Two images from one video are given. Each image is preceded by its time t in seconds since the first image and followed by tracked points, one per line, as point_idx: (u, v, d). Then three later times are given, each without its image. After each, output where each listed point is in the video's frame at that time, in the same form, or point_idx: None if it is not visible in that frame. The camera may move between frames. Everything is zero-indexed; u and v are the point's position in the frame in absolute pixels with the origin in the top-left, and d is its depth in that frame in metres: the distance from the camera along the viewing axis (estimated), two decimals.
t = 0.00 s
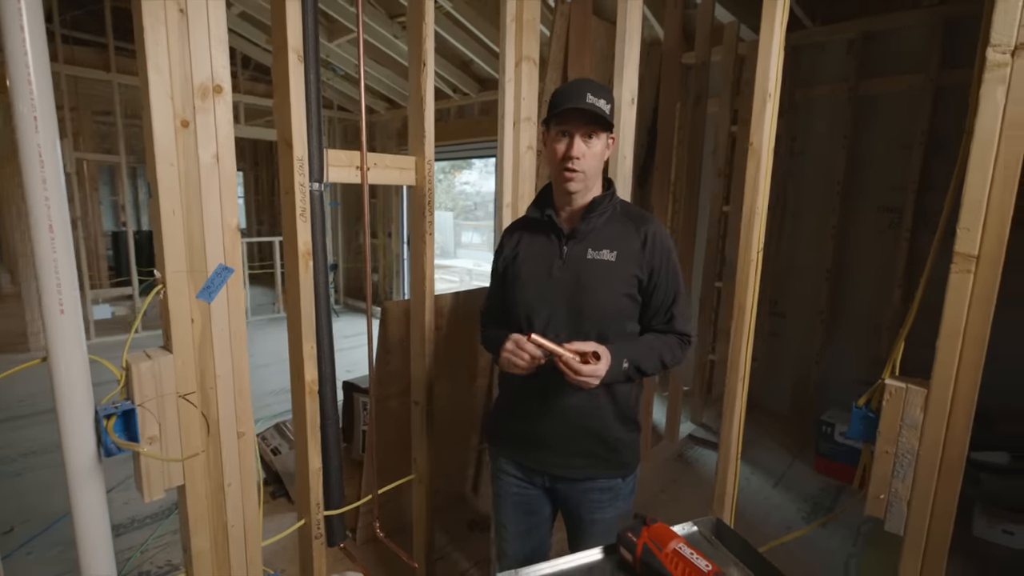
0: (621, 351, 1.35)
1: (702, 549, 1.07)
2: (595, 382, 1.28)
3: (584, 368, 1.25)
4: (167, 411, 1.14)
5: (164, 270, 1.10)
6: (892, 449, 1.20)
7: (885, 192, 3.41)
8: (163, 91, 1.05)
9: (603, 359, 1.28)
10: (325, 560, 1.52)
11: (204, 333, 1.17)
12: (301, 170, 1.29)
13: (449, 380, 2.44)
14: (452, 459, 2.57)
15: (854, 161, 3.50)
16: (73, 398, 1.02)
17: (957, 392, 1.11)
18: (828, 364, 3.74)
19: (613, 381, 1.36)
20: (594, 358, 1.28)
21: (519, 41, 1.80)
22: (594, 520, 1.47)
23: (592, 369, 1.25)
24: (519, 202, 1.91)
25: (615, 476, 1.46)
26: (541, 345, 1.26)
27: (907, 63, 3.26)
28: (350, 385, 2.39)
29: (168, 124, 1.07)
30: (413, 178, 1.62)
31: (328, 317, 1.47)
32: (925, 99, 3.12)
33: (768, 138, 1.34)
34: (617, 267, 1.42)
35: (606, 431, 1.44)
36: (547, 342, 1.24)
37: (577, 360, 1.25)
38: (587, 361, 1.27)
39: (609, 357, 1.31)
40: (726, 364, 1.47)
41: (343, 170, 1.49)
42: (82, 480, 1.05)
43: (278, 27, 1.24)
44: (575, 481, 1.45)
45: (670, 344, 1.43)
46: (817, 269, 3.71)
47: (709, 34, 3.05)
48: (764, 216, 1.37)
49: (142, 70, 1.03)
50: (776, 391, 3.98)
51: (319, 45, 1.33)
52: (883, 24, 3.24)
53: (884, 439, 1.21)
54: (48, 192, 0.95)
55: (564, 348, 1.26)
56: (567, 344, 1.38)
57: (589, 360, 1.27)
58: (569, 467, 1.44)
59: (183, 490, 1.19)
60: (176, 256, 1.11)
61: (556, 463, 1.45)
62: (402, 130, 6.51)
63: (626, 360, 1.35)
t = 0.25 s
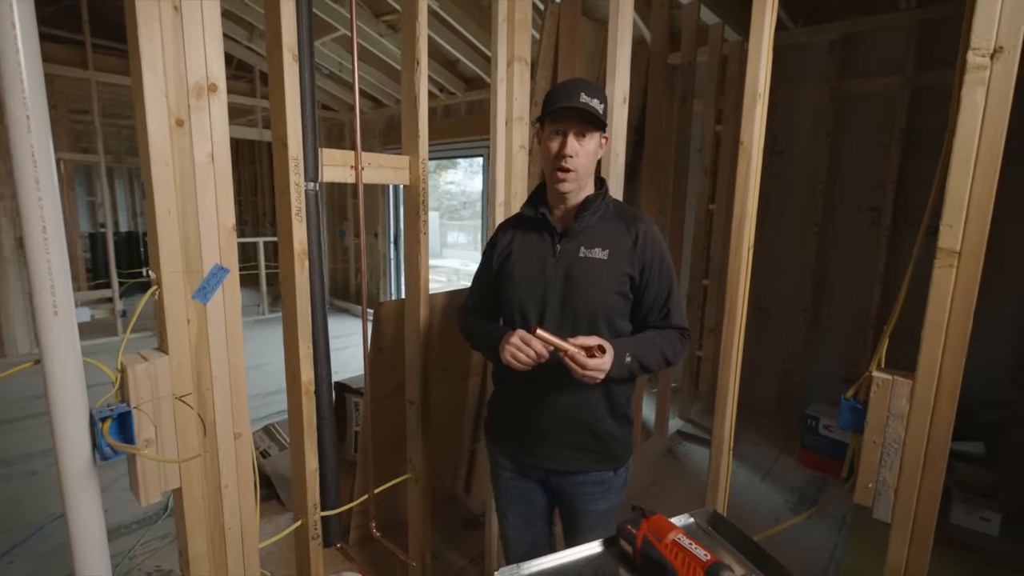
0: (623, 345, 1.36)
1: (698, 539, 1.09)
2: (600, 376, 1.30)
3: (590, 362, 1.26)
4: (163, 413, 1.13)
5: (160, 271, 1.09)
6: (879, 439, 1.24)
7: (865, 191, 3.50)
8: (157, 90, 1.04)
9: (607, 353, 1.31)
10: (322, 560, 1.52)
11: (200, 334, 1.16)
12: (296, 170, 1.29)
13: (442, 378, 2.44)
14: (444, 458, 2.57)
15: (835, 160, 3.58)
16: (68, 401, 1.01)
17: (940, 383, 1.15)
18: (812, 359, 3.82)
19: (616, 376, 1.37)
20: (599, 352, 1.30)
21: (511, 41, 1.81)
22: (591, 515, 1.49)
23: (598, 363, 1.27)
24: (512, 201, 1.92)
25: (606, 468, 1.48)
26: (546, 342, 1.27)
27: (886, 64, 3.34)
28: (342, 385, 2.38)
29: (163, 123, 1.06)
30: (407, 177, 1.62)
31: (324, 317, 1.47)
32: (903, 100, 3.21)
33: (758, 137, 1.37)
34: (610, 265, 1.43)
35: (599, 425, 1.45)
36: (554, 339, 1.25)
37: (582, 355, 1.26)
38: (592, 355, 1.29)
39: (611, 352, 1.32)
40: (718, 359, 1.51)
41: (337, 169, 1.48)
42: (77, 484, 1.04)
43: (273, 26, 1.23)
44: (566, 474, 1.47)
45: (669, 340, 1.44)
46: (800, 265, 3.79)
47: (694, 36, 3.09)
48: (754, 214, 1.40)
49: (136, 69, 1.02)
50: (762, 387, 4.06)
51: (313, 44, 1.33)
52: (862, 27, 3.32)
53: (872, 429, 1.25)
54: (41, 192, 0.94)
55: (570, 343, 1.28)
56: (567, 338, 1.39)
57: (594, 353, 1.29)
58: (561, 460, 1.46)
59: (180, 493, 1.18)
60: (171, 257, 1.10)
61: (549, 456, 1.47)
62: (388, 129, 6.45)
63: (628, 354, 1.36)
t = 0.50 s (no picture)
0: (610, 346, 1.38)
1: (692, 530, 1.11)
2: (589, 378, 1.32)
3: (582, 365, 1.28)
4: (156, 413, 1.12)
5: (152, 270, 1.08)
6: (864, 429, 1.28)
7: (846, 190, 3.58)
8: (150, 87, 1.03)
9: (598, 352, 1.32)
10: (317, 559, 1.51)
11: (193, 333, 1.15)
12: (289, 168, 1.28)
13: (434, 377, 2.44)
14: (435, 456, 2.57)
15: (816, 160, 3.66)
16: (59, 402, 0.99)
17: (922, 374, 1.20)
18: (794, 355, 3.91)
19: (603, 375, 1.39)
20: (590, 354, 1.31)
21: (502, 40, 1.82)
22: (585, 508, 1.50)
23: (587, 366, 1.28)
24: (503, 199, 1.93)
25: (595, 461, 1.49)
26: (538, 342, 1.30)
27: (864, 67, 3.42)
28: (333, 385, 2.37)
29: (155, 120, 1.04)
30: (399, 176, 1.62)
31: (318, 316, 1.47)
32: (881, 102, 3.30)
33: (746, 137, 1.40)
34: (599, 265, 1.44)
35: (587, 420, 1.46)
36: (545, 340, 1.27)
37: (572, 358, 1.28)
38: (584, 358, 1.30)
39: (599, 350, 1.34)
40: (707, 355, 1.54)
41: (330, 167, 1.48)
42: (69, 486, 1.02)
43: (265, 23, 1.23)
44: (555, 468, 1.48)
45: (653, 338, 1.47)
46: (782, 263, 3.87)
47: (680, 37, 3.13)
48: (743, 212, 1.43)
49: (128, 65, 1.01)
50: (747, 382, 4.14)
51: (305, 42, 1.32)
52: (842, 30, 3.39)
53: (857, 421, 1.29)
54: (31, 189, 0.92)
55: (562, 346, 1.29)
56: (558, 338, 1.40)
57: (586, 356, 1.30)
58: (550, 455, 1.47)
59: (173, 494, 1.16)
60: (164, 255, 1.09)
61: (538, 451, 1.47)
62: (374, 127, 6.40)
63: (615, 354, 1.38)
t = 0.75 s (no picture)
0: (601, 343, 1.39)
1: (686, 521, 1.13)
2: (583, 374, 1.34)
3: (575, 362, 1.30)
4: (152, 413, 1.11)
5: (148, 269, 1.07)
6: (850, 422, 1.33)
7: (828, 190, 3.66)
8: (146, 85, 1.02)
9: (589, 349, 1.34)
10: (312, 559, 1.51)
11: (189, 332, 1.15)
12: (285, 167, 1.28)
13: (426, 377, 2.44)
14: (427, 455, 2.58)
15: (799, 161, 3.74)
16: (53, 403, 0.98)
17: (905, 368, 1.24)
18: (779, 352, 3.98)
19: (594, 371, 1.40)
20: (582, 351, 1.33)
21: (494, 41, 1.84)
22: (577, 504, 1.52)
23: (580, 363, 1.30)
24: (496, 199, 1.94)
25: (582, 456, 1.50)
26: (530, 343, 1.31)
27: (845, 70, 3.51)
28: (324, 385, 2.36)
29: (151, 119, 1.04)
30: (393, 175, 1.62)
31: (313, 315, 1.47)
32: (861, 104, 3.38)
33: (736, 139, 1.43)
34: (586, 264, 1.46)
35: (574, 416, 1.46)
36: (538, 341, 1.29)
37: (565, 356, 1.29)
38: (576, 355, 1.32)
39: (591, 350, 1.35)
40: (699, 353, 1.57)
41: (325, 168, 1.47)
42: (64, 487, 1.01)
43: (260, 21, 1.22)
44: (542, 463, 1.48)
45: (640, 334, 1.49)
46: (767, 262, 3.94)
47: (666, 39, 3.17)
48: (733, 212, 1.46)
49: (123, 64, 1.00)
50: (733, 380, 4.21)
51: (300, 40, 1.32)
52: (823, 34, 3.47)
53: (843, 413, 1.34)
54: (25, 188, 0.92)
55: (554, 345, 1.30)
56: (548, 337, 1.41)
57: (578, 353, 1.32)
58: (537, 450, 1.47)
59: (169, 494, 1.16)
60: (159, 255, 1.08)
61: (525, 447, 1.48)
62: (360, 125, 6.36)
63: (605, 351, 1.39)
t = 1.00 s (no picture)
0: (579, 334, 1.42)
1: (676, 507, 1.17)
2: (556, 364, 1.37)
3: (549, 353, 1.33)
4: (149, 410, 1.11)
5: (144, 265, 1.07)
6: (833, 412, 1.37)
7: (810, 188, 3.75)
8: (141, 81, 1.02)
9: (563, 341, 1.37)
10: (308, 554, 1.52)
11: (185, 329, 1.15)
12: (280, 164, 1.28)
13: (418, 374, 2.46)
14: (419, 451, 2.60)
15: (782, 159, 3.82)
16: (50, 400, 0.98)
17: (885, 359, 1.29)
18: (763, 346, 4.06)
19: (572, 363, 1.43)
20: (556, 343, 1.36)
21: (486, 40, 1.85)
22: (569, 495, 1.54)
23: (554, 354, 1.34)
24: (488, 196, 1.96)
25: (569, 446, 1.52)
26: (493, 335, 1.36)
27: (826, 71, 3.59)
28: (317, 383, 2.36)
29: (147, 115, 1.04)
30: (385, 172, 1.62)
31: (308, 311, 1.47)
32: (842, 104, 3.47)
33: (724, 137, 1.47)
34: (568, 259, 1.47)
35: (560, 407, 1.48)
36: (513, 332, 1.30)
37: (540, 347, 1.32)
38: (551, 347, 1.35)
39: (566, 339, 1.38)
40: (688, 346, 1.61)
41: (320, 164, 1.49)
42: (62, 484, 1.01)
43: (256, 18, 1.23)
44: (531, 454, 1.50)
45: (620, 326, 1.51)
46: (751, 258, 4.02)
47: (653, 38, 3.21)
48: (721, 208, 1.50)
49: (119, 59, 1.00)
50: (718, 374, 4.28)
51: (295, 37, 1.33)
52: (805, 35, 3.54)
53: (827, 404, 1.38)
54: (22, 184, 0.91)
55: (530, 335, 1.32)
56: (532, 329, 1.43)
57: (552, 345, 1.35)
58: (525, 442, 1.49)
59: (167, 490, 1.16)
60: (156, 251, 1.08)
61: (513, 440, 1.49)
62: (347, 122, 6.31)
63: (583, 342, 1.41)
